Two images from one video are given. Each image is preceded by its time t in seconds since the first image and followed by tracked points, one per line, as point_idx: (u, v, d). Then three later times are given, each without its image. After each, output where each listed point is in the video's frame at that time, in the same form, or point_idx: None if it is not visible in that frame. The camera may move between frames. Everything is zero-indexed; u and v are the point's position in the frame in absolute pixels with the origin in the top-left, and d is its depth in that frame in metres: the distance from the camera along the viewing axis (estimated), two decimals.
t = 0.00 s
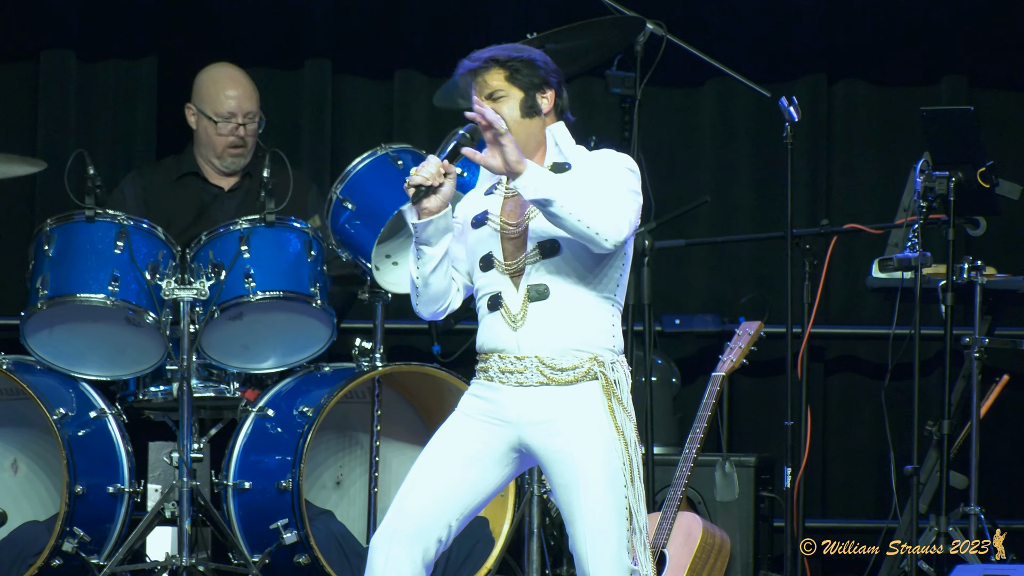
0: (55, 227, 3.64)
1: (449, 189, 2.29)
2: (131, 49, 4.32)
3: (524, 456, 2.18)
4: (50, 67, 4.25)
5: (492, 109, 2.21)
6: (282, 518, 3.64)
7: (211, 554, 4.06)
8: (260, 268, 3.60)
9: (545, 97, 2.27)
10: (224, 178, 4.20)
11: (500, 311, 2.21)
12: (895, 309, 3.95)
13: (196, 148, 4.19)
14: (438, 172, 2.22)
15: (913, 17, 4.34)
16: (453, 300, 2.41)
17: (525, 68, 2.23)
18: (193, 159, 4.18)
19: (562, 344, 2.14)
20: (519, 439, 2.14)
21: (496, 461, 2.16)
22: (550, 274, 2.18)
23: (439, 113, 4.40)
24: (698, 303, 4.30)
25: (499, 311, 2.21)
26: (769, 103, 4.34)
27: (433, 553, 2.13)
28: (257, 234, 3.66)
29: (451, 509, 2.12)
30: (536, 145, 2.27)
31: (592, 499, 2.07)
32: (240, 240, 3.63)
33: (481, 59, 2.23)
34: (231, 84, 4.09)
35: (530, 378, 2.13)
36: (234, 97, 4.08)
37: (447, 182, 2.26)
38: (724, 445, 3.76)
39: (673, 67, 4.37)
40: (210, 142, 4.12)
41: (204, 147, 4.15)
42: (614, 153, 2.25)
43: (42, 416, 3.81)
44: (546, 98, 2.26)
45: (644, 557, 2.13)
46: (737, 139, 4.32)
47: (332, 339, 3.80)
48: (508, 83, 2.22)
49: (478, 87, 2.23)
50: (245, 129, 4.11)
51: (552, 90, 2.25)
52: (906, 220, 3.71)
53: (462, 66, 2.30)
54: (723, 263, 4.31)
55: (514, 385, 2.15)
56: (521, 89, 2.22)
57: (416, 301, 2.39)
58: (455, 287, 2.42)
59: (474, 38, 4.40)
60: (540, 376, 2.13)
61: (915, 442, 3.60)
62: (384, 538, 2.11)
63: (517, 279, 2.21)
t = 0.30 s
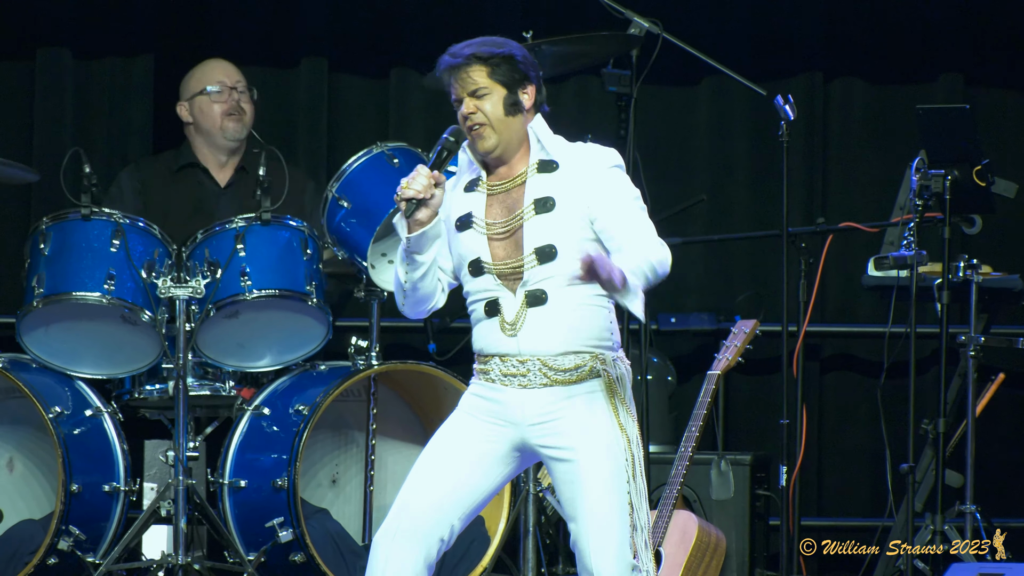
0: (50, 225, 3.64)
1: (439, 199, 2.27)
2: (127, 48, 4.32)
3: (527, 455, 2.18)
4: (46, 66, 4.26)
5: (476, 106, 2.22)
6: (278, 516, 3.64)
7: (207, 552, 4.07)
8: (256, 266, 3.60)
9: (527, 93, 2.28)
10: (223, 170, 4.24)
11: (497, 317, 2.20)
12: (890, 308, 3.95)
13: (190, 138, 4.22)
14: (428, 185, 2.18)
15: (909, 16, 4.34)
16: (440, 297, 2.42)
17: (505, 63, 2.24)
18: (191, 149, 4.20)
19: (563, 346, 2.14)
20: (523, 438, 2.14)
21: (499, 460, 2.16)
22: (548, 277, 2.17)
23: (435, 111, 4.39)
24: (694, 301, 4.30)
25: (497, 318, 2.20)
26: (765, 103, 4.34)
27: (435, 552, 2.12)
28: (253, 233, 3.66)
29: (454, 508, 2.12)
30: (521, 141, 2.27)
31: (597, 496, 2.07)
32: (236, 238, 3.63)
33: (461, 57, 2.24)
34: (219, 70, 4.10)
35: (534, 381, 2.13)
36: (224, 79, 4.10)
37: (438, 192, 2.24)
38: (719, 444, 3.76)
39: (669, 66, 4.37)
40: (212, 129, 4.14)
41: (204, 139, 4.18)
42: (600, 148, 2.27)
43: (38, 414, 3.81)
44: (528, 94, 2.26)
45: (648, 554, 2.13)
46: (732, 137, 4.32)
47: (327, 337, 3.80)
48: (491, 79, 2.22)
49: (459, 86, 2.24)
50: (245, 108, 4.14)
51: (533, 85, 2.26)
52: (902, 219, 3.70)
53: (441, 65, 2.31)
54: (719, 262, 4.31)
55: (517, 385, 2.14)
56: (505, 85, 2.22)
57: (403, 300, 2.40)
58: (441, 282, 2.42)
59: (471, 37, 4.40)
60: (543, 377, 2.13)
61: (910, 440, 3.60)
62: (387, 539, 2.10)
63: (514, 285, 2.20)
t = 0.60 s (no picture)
0: (47, 235, 3.63)
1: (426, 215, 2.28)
2: (124, 57, 4.32)
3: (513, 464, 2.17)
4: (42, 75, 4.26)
5: (459, 119, 2.23)
6: (275, 525, 3.61)
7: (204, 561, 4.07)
8: (253, 275, 3.60)
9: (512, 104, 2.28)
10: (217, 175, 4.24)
11: (485, 329, 2.20)
12: (887, 316, 3.95)
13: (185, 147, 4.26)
14: (417, 201, 2.21)
15: (905, 24, 4.34)
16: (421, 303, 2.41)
17: (490, 74, 2.24)
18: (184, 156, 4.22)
19: (552, 359, 2.14)
20: (509, 449, 2.13)
21: (484, 471, 2.15)
22: (540, 290, 2.18)
23: (432, 120, 4.40)
24: (691, 310, 4.30)
25: (485, 330, 2.19)
26: (762, 110, 4.34)
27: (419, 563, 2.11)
28: (250, 242, 3.66)
29: (438, 518, 2.11)
30: (509, 151, 2.27)
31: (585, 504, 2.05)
32: (233, 247, 3.63)
33: (447, 67, 2.24)
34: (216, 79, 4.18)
35: (521, 393, 2.12)
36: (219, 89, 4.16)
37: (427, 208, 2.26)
38: (717, 453, 3.76)
39: (665, 75, 4.37)
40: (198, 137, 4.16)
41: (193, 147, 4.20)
42: (591, 162, 2.29)
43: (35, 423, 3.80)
44: (512, 106, 2.26)
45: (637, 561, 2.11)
46: (729, 145, 4.33)
47: (324, 346, 3.80)
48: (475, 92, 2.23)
49: (444, 97, 2.24)
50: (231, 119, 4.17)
51: (519, 97, 2.26)
52: (899, 228, 3.70)
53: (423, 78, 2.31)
54: (716, 270, 4.31)
55: (504, 397, 2.14)
56: (490, 96, 2.23)
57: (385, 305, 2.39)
58: (422, 289, 2.40)
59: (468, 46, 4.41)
60: (531, 389, 2.12)
61: (908, 448, 3.60)
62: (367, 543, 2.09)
63: (504, 298, 2.20)
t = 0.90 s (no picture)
0: (46, 234, 3.63)
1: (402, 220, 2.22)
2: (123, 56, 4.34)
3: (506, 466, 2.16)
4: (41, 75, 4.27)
5: (442, 123, 2.23)
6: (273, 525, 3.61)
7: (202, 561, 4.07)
8: (252, 275, 3.60)
9: (494, 109, 2.28)
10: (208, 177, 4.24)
11: (471, 334, 2.20)
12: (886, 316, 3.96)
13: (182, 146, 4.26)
14: (394, 209, 2.14)
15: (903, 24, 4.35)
16: (399, 306, 2.36)
17: (472, 79, 2.24)
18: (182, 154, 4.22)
19: (539, 361, 2.14)
20: (502, 452, 2.13)
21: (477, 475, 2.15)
22: (524, 294, 2.18)
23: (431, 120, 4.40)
24: (689, 309, 4.30)
25: (469, 335, 2.19)
26: (760, 110, 4.35)
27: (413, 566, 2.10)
28: (249, 241, 3.66)
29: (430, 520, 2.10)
30: (492, 156, 2.28)
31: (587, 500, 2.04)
32: (232, 247, 3.63)
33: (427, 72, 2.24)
34: (212, 90, 4.10)
35: (510, 397, 2.12)
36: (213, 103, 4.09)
37: (403, 214, 2.20)
38: (715, 453, 3.76)
39: (664, 75, 4.38)
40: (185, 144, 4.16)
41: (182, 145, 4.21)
42: (570, 163, 2.30)
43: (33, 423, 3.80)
44: (494, 111, 2.26)
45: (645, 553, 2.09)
46: (727, 144, 4.33)
47: (323, 345, 3.80)
48: (458, 97, 2.23)
49: (425, 101, 2.24)
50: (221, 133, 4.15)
51: (501, 102, 2.26)
52: (898, 227, 3.70)
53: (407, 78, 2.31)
54: (714, 270, 4.32)
55: (494, 401, 2.14)
56: (471, 101, 2.23)
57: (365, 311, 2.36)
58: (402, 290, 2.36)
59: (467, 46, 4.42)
60: (521, 393, 2.13)
61: (907, 447, 3.60)
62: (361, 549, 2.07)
63: (488, 303, 2.20)
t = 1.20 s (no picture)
0: (44, 234, 3.63)
1: (382, 240, 2.29)
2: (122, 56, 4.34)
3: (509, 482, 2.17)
4: (40, 74, 4.27)
5: (441, 139, 2.24)
6: (271, 525, 3.61)
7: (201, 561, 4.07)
8: (250, 275, 3.60)
9: (492, 131, 2.29)
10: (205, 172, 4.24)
11: (449, 362, 2.22)
12: (884, 316, 3.96)
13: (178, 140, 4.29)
14: (370, 226, 2.23)
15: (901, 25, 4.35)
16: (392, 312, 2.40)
17: (471, 96, 2.25)
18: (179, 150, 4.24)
19: (525, 381, 2.13)
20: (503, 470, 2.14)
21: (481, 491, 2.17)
22: (496, 321, 2.17)
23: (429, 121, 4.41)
24: (687, 309, 4.30)
25: (450, 362, 2.22)
26: (758, 111, 4.35)
27: None
28: (247, 241, 3.65)
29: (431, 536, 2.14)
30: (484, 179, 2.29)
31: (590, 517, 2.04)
32: (229, 247, 3.62)
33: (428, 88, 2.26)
34: (195, 80, 4.13)
35: (505, 419, 2.12)
36: (195, 93, 4.12)
37: (380, 234, 2.27)
38: (713, 453, 3.76)
39: (662, 75, 4.38)
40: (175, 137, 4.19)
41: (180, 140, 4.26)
42: (553, 196, 2.23)
43: (31, 423, 3.80)
44: (492, 132, 2.29)
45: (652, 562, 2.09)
46: (725, 145, 4.33)
47: (321, 346, 3.80)
48: (458, 114, 2.24)
49: (425, 117, 2.26)
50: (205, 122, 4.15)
51: (500, 124, 2.28)
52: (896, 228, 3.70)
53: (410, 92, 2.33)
54: (712, 270, 4.31)
55: (491, 423, 2.14)
56: (469, 120, 2.25)
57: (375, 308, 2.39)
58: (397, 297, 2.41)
59: (465, 47, 4.43)
60: (514, 414, 2.12)
61: (904, 446, 3.60)
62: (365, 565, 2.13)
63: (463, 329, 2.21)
